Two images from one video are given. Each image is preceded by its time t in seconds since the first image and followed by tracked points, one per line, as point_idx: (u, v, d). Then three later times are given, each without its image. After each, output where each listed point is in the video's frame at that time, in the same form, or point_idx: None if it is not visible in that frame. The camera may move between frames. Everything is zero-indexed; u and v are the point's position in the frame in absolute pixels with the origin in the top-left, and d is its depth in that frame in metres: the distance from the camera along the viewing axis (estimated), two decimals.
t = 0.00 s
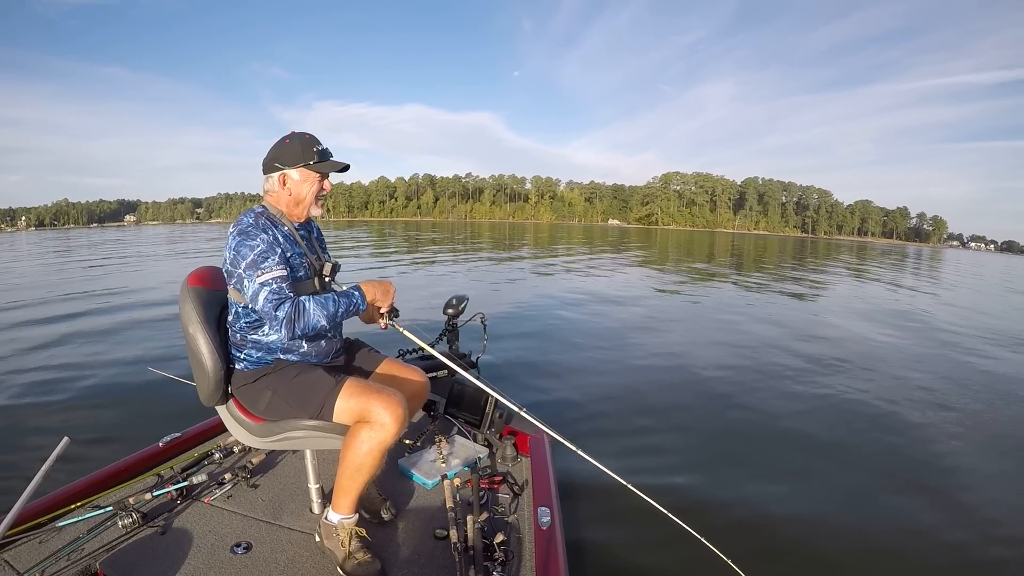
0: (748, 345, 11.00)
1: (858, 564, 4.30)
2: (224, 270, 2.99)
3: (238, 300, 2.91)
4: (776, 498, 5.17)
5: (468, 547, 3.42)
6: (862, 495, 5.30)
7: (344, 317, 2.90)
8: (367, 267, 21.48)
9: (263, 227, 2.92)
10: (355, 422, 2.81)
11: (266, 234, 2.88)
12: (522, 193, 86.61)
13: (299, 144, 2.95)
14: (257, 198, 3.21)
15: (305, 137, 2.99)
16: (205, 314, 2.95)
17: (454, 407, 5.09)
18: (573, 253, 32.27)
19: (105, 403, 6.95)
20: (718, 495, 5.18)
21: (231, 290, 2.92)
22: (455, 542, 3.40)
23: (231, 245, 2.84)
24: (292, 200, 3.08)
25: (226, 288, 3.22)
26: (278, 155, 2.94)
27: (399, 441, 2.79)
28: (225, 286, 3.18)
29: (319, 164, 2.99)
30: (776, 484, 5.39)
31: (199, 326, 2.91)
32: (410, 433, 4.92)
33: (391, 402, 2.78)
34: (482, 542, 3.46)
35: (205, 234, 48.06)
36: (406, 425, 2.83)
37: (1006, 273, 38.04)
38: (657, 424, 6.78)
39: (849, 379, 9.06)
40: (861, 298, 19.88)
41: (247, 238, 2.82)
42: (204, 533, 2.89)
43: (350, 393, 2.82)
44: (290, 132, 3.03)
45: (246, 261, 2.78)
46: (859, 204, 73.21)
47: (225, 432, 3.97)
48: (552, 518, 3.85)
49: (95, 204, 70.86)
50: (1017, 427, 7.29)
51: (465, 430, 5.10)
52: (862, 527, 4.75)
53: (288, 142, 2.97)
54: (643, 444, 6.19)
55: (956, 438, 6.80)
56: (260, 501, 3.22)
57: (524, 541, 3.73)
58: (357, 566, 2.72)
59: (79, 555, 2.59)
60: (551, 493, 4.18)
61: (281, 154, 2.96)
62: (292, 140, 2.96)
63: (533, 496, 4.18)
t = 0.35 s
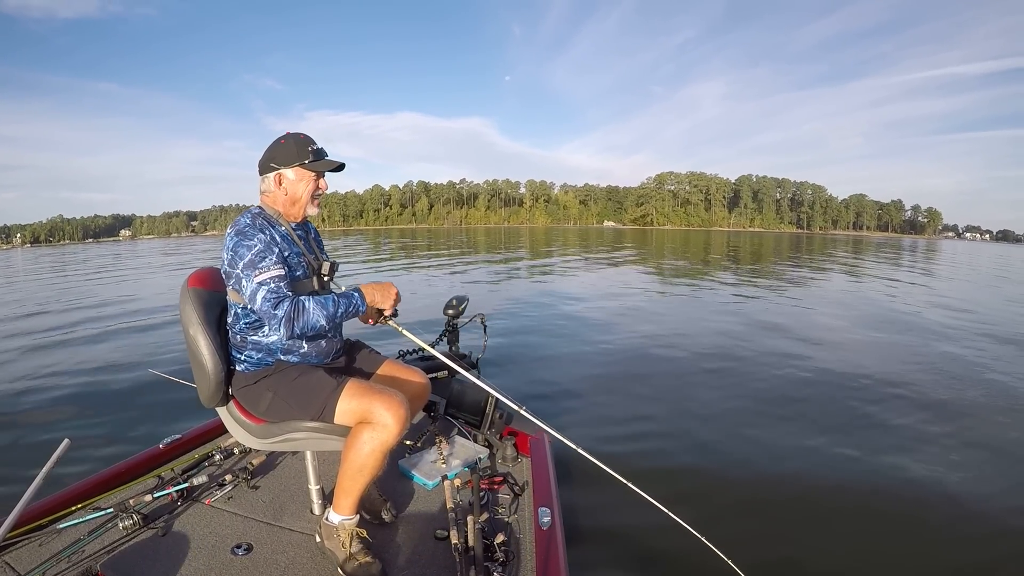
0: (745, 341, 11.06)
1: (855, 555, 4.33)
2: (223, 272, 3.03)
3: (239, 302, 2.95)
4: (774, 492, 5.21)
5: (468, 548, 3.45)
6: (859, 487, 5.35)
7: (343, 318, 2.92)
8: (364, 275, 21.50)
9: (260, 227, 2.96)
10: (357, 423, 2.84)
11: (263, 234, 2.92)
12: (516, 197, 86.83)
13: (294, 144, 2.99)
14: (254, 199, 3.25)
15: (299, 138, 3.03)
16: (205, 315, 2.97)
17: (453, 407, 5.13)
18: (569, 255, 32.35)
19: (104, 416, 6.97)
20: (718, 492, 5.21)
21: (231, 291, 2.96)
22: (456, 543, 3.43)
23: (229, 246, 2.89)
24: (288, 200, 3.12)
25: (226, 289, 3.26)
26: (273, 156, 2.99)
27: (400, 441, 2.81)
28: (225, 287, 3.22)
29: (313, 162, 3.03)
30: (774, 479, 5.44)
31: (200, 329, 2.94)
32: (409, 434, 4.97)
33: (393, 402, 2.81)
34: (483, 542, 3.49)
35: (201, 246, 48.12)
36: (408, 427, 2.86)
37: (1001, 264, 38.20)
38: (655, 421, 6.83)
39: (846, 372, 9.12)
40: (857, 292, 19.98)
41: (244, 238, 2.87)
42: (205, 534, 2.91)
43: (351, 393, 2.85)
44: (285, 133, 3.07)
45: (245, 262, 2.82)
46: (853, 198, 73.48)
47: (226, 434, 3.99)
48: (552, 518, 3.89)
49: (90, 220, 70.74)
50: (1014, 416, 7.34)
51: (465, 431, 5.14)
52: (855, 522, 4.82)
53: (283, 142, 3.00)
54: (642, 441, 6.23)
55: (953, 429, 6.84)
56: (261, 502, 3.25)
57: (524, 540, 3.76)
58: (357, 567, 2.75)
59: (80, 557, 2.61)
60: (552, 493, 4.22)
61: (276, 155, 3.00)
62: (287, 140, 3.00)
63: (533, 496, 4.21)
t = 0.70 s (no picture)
0: (740, 343, 11.10)
1: (853, 557, 4.35)
2: (228, 271, 3.00)
3: (245, 301, 2.92)
4: (771, 494, 5.23)
5: (468, 548, 3.45)
6: (855, 490, 5.37)
7: (352, 320, 2.92)
8: (358, 270, 21.40)
9: (267, 227, 2.93)
10: (360, 423, 2.83)
11: (269, 234, 2.90)
12: (511, 194, 86.70)
13: (299, 143, 2.97)
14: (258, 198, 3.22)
15: (304, 137, 3.01)
16: (206, 314, 2.94)
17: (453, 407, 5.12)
18: (564, 253, 32.33)
19: (97, 408, 6.90)
20: (716, 493, 5.23)
21: (235, 291, 2.93)
22: (456, 543, 3.43)
23: (234, 245, 2.86)
24: (292, 199, 3.09)
25: (228, 287, 3.23)
26: (278, 155, 2.97)
27: (403, 442, 2.81)
28: (229, 286, 3.19)
29: (318, 162, 3.02)
30: (771, 481, 5.46)
31: (203, 329, 2.91)
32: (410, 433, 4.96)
33: (397, 403, 2.80)
34: (483, 542, 3.49)
35: (193, 238, 47.83)
36: (411, 428, 2.86)
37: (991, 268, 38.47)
38: (652, 421, 6.84)
39: (840, 376, 9.18)
40: (850, 295, 20.08)
41: (251, 238, 2.84)
42: (205, 534, 2.90)
43: (355, 393, 2.84)
44: (290, 132, 3.05)
45: (252, 262, 2.80)
46: (848, 201, 73.78)
47: (225, 432, 3.97)
48: (552, 518, 3.89)
49: (84, 210, 70.22)
50: (1006, 422, 7.40)
51: (465, 432, 5.14)
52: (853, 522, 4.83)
53: (288, 141, 2.99)
54: (640, 442, 6.23)
55: (947, 434, 6.89)
56: (261, 501, 3.24)
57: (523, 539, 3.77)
58: (357, 567, 2.73)
59: (80, 556, 2.59)
60: (551, 494, 4.23)
61: (280, 153, 2.98)
62: (292, 139, 2.98)
63: (533, 496, 4.21)
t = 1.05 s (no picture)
0: (732, 348, 11.13)
1: (850, 569, 4.35)
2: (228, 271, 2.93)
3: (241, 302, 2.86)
4: (767, 503, 5.22)
5: (468, 547, 3.40)
6: (852, 502, 5.37)
7: (348, 324, 2.88)
8: (348, 258, 21.20)
9: (268, 228, 2.87)
10: (356, 422, 2.77)
11: (270, 236, 2.84)
12: (506, 187, 86.43)
13: (305, 143, 2.92)
14: (262, 196, 3.16)
15: (311, 137, 2.95)
16: (205, 313, 2.88)
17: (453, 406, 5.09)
18: (554, 248, 32.26)
19: (83, 391, 6.76)
20: (713, 500, 5.20)
21: (235, 291, 2.86)
22: (455, 542, 3.38)
23: (234, 246, 2.78)
24: (297, 200, 3.03)
25: (228, 286, 3.16)
26: (284, 154, 2.90)
27: (400, 441, 2.75)
28: (228, 286, 3.12)
29: (325, 163, 2.95)
30: (768, 490, 5.45)
31: (202, 329, 2.85)
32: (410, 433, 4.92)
33: (393, 402, 2.74)
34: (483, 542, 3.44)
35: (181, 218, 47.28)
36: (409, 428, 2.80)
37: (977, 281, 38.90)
38: (646, 425, 6.83)
39: (830, 384, 9.23)
40: (837, 303, 20.24)
41: (252, 240, 2.77)
42: (204, 532, 2.84)
43: (351, 393, 2.78)
44: (296, 131, 2.99)
45: (250, 264, 2.73)
46: (841, 209, 74.23)
47: (224, 430, 3.90)
48: (551, 518, 3.86)
49: (72, 185, 69.14)
50: (996, 437, 7.46)
51: (465, 431, 5.10)
52: (849, 532, 4.84)
53: (294, 140, 2.93)
54: (635, 447, 6.20)
55: (939, 448, 6.92)
56: (260, 500, 3.18)
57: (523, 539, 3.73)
58: (356, 566, 2.68)
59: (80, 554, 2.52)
60: (551, 494, 4.19)
61: (286, 153, 2.91)
62: (298, 139, 2.92)
63: (532, 496, 4.18)
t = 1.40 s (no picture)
0: (727, 345, 11.16)
1: (848, 564, 4.37)
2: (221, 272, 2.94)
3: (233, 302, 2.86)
4: (765, 497, 5.24)
5: (468, 547, 3.40)
6: (847, 496, 5.40)
7: (336, 320, 2.86)
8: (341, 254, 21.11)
9: (257, 228, 2.87)
10: (350, 424, 2.75)
11: (259, 236, 2.84)
12: (499, 185, 86.34)
13: (297, 143, 2.90)
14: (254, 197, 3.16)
15: (302, 138, 2.94)
16: (201, 314, 2.87)
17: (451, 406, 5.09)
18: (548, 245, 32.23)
19: (77, 387, 6.70)
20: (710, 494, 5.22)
21: (227, 292, 2.87)
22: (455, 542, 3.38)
23: (224, 247, 2.80)
24: (287, 200, 3.02)
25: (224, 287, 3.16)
26: (274, 155, 2.89)
27: (394, 443, 2.73)
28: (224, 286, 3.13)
29: (315, 164, 2.94)
30: (765, 485, 5.46)
31: (197, 331, 2.84)
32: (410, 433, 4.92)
33: (386, 404, 2.72)
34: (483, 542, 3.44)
35: (171, 214, 46.93)
36: (403, 429, 2.78)
37: (967, 280, 39.20)
38: (643, 421, 6.84)
39: (825, 381, 9.27)
40: (829, 300, 20.34)
41: (240, 240, 2.78)
42: (205, 532, 2.83)
43: (344, 395, 2.76)
44: (289, 132, 2.98)
45: (238, 264, 2.73)
46: (834, 208, 74.52)
47: (224, 430, 3.89)
48: (552, 518, 3.87)
49: (62, 181, 68.48)
50: (987, 435, 7.52)
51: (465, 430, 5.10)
52: (845, 527, 4.87)
53: (286, 141, 2.92)
54: (632, 443, 6.21)
55: (932, 445, 6.96)
56: (260, 500, 3.18)
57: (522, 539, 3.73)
58: (356, 565, 2.68)
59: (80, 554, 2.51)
60: (552, 493, 4.20)
61: (277, 153, 2.90)
62: (290, 139, 2.91)
63: (531, 495, 4.18)
